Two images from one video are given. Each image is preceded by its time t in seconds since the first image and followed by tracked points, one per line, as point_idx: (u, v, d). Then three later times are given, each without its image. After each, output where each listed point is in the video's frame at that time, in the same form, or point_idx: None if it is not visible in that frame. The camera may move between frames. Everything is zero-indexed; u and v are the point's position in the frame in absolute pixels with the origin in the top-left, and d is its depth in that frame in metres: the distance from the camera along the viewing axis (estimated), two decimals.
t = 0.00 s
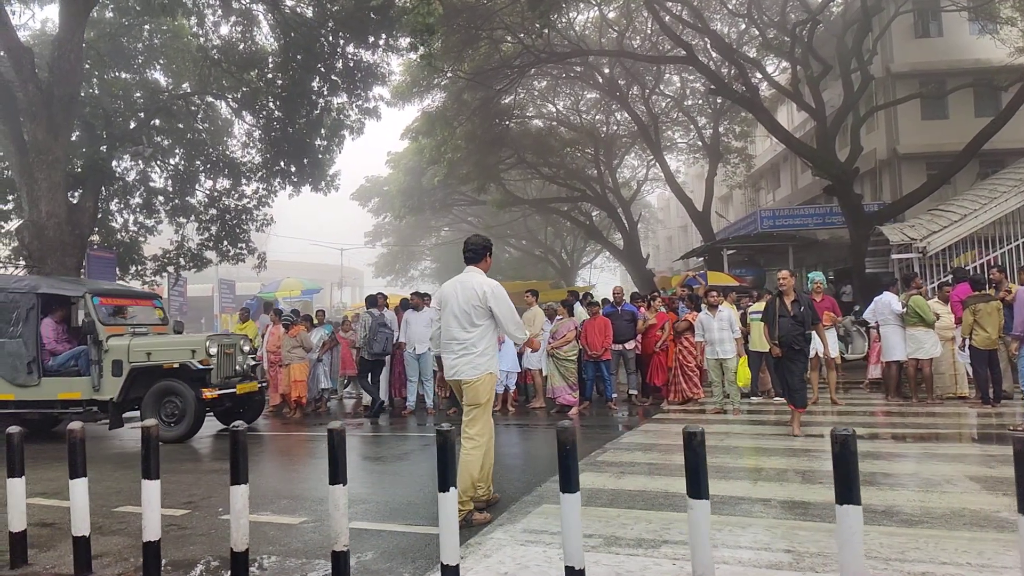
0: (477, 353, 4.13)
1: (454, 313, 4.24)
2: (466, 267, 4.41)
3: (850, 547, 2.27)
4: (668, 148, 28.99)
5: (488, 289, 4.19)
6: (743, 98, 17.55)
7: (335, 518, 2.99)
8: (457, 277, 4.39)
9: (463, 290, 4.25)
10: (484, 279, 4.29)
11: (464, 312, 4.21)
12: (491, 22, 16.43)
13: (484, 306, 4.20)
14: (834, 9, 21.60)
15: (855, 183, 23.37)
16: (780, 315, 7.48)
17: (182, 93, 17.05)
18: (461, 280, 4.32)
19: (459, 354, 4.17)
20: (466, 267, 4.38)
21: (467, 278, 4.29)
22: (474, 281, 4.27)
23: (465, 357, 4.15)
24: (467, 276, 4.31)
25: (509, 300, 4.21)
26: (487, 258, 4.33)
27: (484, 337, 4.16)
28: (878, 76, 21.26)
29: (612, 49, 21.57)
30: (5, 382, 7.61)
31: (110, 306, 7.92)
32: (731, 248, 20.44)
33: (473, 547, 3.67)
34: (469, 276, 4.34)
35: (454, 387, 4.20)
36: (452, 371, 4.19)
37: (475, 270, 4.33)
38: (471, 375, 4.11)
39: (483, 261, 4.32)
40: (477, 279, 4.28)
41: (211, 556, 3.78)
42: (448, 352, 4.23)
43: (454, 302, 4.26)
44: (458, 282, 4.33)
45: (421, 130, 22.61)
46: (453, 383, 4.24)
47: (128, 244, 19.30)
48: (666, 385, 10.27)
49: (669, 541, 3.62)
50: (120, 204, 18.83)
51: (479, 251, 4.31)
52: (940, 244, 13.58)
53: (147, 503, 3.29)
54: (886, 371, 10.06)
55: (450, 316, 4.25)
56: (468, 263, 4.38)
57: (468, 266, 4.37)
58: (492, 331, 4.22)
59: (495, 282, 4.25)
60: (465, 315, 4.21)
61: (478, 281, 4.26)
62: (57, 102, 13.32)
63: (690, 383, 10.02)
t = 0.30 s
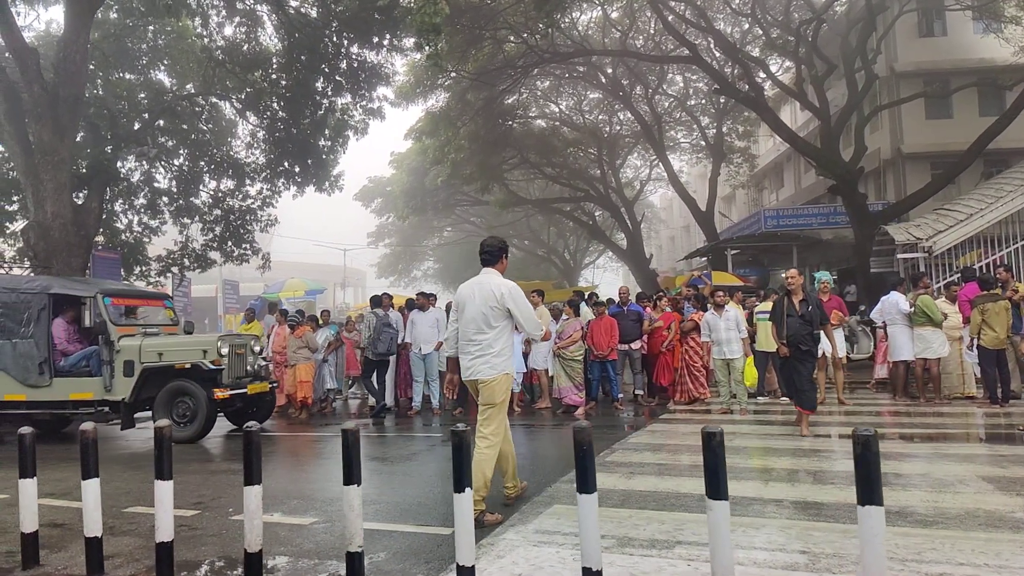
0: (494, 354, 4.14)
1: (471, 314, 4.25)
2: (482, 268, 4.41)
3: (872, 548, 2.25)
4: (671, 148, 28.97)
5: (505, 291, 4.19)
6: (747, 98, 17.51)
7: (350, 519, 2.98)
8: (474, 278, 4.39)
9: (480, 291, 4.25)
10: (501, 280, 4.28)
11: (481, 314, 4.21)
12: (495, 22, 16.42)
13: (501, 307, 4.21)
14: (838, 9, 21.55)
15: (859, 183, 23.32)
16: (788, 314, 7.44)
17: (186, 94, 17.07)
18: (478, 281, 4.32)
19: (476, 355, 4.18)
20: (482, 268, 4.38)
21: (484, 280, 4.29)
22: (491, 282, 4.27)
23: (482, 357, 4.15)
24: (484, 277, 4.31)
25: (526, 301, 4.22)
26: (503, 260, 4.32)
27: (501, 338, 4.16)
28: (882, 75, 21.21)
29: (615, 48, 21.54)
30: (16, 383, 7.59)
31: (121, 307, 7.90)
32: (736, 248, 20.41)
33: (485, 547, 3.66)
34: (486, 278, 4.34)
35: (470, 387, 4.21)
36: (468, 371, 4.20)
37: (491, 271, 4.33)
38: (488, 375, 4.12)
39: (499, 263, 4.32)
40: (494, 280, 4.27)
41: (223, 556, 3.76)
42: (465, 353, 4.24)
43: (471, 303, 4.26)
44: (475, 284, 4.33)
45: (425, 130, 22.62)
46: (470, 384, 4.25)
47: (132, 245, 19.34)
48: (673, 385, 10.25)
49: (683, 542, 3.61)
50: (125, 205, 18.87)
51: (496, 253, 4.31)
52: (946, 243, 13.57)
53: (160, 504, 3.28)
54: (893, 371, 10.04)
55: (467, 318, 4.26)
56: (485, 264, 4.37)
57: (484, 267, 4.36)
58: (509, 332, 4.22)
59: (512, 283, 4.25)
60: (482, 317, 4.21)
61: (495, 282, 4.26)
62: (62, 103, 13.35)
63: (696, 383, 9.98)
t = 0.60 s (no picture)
0: (510, 355, 4.16)
1: (488, 315, 4.26)
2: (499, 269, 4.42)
3: (894, 549, 2.24)
4: (674, 147, 28.92)
5: (522, 292, 4.20)
6: (752, 97, 17.48)
7: (364, 519, 2.96)
8: (491, 279, 4.40)
9: (497, 292, 4.26)
10: (517, 281, 4.29)
11: (498, 314, 4.23)
12: (498, 22, 16.38)
13: (518, 308, 4.22)
14: (842, 8, 21.48)
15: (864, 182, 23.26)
16: (795, 314, 7.35)
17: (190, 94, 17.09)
18: (495, 282, 4.33)
19: (493, 355, 4.20)
20: (499, 269, 4.39)
21: (501, 280, 4.30)
22: (508, 283, 4.27)
23: (499, 358, 4.18)
24: (501, 279, 4.32)
25: (543, 302, 4.23)
26: (519, 260, 4.32)
27: (518, 339, 4.18)
28: (886, 74, 21.15)
29: (618, 48, 21.49)
30: (28, 383, 7.58)
31: (132, 307, 7.88)
32: (739, 248, 20.39)
33: (497, 548, 3.65)
34: (503, 278, 4.34)
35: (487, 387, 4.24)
36: (485, 371, 4.23)
37: (508, 272, 4.34)
38: (504, 375, 4.15)
39: (516, 264, 4.32)
40: (511, 281, 4.28)
41: (235, 557, 3.76)
42: (482, 353, 4.26)
43: (488, 304, 4.28)
44: (492, 285, 4.34)
45: (428, 130, 22.60)
46: (487, 384, 4.28)
47: (137, 246, 19.49)
48: (678, 384, 10.24)
49: (696, 543, 3.59)
50: (129, 206, 18.91)
51: (512, 254, 4.31)
52: (952, 243, 13.52)
53: (173, 504, 3.26)
54: (900, 370, 10.01)
55: (484, 319, 4.27)
56: (501, 265, 4.38)
57: (501, 268, 4.36)
58: (526, 332, 4.24)
59: (529, 283, 4.26)
60: (499, 318, 4.23)
61: (512, 283, 4.27)
62: (67, 104, 13.37)
63: (703, 383, 10.01)
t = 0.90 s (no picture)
0: (527, 356, 4.17)
1: (505, 316, 4.27)
2: (515, 270, 4.44)
3: (917, 550, 2.23)
4: (678, 147, 28.88)
5: (540, 293, 4.22)
6: (756, 96, 17.44)
7: (379, 519, 2.95)
8: (507, 280, 4.41)
9: (514, 294, 4.27)
10: (534, 282, 4.31)
11: (515, 316, 4.23)
12: (503, 21, 16.34)
13: (536, 309, 4.24)
14: (846, 7, 21.43)
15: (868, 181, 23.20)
16: (804, 312, 7.28)
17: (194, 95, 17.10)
18: (511, 284, 4.35)
19: (510, 356, 4.21)
20: (515, 270, 4.40)
21: (518, 282, 4.32)
22: (524, 284, 4.29)
23: (516, 359, 4.19)
24: (517, 280, 4.34)
25: (561, 304, 4.25)
26: (535, 262, 4.34)
27: (535, 341, 4.19)
28: (891, 74, 21.10)
29: (622, 47, 21.44)
30: (39, 383, 7.59)
31: (143, 307, 7.88)
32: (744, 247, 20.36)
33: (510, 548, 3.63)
34: (519, 280, 4.36)
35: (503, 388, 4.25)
36: (502, 372, 4.24)
37: (524, 273, 4.35)
38: (521, 376, 4.16)
39: (532, 265, 4.33)
40: (528, 283, 4.30)
41: (248, 557, 3.75)
42: (499, 353, 4.27)
43: (505, 306, 4.29)
44: (509, 287, 4.35)
45: (432, 130, 22.59)
46: (503, 384, 4.28)
47: (142, 246, 19.49)
48: (685, 384, 10.18)
49: (709, 543, 3.57)
50: (134, 206, 18.94)
51: (527, 256, 4.33)
52: (957, 242, 13.60)
53: (186, 505, 3.26)
54: (908, 370, 9.97)
55: (501, 320, 4.28)
56: (517, 266, 4.40)
57: (518, 269, 4.38)
58: (543, 333, 4.26)
59: (546, 285, 4.28)
60: (516, 319, 4.24)
61: (529, 285, 4.28)
62: (73, 105, 13.40)
63: (710, 382, 9.94)
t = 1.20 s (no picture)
0: (545, 356, 4.18)
1: (522, 316, 4.27)
2: (530, 270, 4.43)
3: (938, 552, 2.21)
4: (681, 147, 28.86)
5: (556, 294, 4.22)
6: (760, 96, 17.40)
7: (393, 519, 2.94)
8: (523, 280, 4.40)
9: (530, 294, 4.27)
10: (550, 283, 4.31)
11: (532, 316, 4.23)
12: (506, 21, 16.28)
13: (553, 309, 4.23)
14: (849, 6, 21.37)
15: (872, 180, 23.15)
16: (812, 311, 7.21)
17: (198, 95, 17.10)
18: (527, 284, 4.35)
19: (527, 356, 4.22)
20: (530, 270, 4.40)
21: (534, 282, 4.31)
22: (540, 285, 4.29)
23: (533, 359, 4.19)
24: (533, 280, 4.34)
25: (577, 304, 4.26)
26: (550, 262, 4.33)
27: (552, 341, 4.19)
28: (894, 73, 21.05)
29: (625, 47, 21.38)
30: (50, 383, 7.59)
31: (153, 307, 7.87)
32: (747, 247, 20.34)
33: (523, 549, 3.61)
34: (536, 281, 4.35)
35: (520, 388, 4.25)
36: (519, 372, 4.24)
37: (540, 273, 4.35)
38: (539, 376, 4.16)
39: (548, 265, 4.33)
40: (544, 283, 4.29)
41: (259, 557, 3.74)
42: (516, 354, 4.27)
43: (522, 306, 4.28)
44: (525, 287, 4.34)
45: (436, 131, 22.55)
46: (520, 384, 4.29)
47: (146, 247, 19.44)
48: (691, 384, 10.16)
49: (723, 544, 3.55)
50: (138, 207, 18.98)
51: (543, 257, 4.33)
52: (963, 241, 13.50)
53: (199, 506, 3.25)
54: (915, 370, 9.94)
55: (518, 320, 4.28)
56: (533, 266, 4.40)
57: (533, 270, 4.37)
58: (559, 333, 4.25)
59: (562, 285, 4.28)
60: (533, 319, 4.24)
61: (545, 285, 4.28)
62: (78, 105, 13.42)
63: (715, 382, 9.91)
